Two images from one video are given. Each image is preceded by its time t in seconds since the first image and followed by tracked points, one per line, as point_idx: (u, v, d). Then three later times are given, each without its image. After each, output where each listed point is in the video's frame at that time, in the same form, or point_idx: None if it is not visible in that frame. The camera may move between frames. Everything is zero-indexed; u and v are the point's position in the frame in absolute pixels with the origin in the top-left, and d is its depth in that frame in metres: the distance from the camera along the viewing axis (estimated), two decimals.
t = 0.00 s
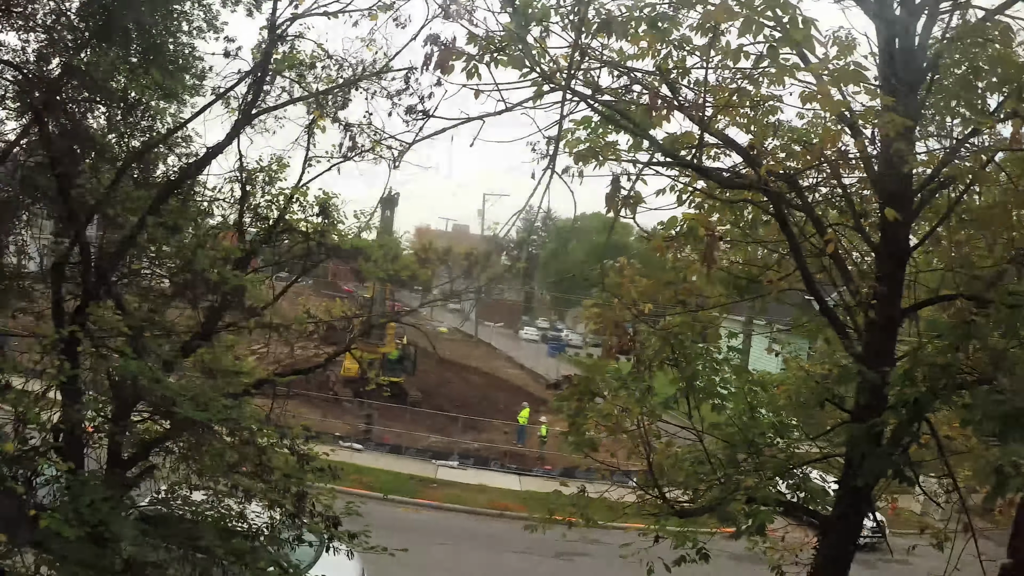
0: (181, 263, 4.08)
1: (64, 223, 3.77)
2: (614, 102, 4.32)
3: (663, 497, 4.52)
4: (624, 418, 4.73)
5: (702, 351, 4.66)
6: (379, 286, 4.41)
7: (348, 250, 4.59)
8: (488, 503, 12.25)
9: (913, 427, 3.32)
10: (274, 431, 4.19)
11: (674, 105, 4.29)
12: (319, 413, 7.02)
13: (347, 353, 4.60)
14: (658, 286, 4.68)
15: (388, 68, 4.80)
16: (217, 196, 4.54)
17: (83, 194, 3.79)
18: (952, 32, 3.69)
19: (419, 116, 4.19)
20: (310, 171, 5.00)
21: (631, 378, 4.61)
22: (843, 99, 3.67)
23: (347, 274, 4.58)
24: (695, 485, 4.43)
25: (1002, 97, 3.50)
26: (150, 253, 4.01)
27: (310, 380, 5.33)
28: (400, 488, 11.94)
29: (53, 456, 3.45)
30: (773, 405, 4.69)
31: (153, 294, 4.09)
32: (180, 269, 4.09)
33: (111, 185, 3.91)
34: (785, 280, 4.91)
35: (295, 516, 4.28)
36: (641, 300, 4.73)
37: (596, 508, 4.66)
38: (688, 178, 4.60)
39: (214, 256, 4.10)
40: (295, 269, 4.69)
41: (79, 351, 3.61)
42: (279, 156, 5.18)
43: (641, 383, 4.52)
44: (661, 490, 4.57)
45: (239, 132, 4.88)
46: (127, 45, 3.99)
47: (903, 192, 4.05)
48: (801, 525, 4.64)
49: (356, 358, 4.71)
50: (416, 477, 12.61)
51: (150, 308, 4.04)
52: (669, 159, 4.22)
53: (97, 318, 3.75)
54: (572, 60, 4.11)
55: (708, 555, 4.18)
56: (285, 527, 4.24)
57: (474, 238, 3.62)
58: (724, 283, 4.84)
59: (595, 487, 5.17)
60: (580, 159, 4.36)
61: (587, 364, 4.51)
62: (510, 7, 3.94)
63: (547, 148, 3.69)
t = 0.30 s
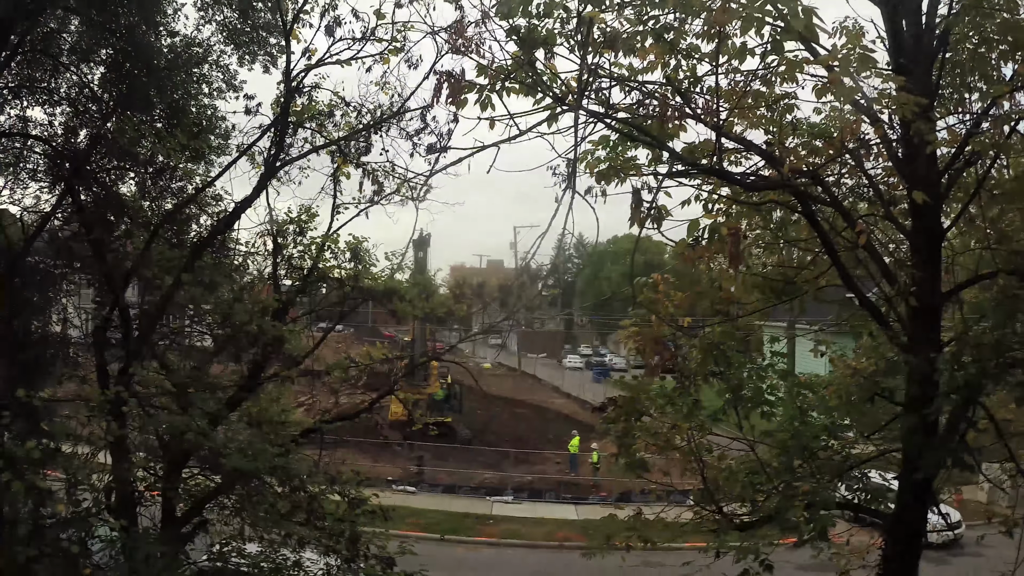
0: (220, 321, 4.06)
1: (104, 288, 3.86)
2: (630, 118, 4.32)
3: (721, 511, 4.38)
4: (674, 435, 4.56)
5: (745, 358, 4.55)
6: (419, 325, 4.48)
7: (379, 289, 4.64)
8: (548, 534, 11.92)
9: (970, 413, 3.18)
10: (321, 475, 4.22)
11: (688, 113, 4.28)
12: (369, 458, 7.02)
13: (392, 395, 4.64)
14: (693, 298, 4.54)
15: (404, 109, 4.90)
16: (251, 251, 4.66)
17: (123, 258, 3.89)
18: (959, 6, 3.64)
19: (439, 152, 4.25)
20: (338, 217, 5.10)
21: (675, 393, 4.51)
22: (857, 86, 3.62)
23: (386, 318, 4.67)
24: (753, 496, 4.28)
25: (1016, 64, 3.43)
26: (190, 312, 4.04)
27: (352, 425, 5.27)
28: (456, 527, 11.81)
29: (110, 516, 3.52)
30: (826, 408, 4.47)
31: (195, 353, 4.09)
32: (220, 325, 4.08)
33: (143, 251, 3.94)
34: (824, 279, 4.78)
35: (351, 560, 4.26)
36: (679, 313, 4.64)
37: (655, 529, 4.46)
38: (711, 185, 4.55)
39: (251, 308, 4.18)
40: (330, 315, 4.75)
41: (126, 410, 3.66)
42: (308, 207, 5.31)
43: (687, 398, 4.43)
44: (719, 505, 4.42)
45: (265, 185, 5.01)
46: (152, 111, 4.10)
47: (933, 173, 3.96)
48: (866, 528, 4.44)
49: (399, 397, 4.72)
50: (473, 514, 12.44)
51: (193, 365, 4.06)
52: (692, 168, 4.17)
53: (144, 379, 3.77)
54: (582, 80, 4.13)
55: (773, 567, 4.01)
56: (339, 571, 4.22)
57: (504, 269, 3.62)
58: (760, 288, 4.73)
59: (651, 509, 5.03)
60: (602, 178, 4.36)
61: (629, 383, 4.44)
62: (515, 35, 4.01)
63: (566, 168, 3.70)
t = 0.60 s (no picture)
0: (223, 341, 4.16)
1: (105, 312, 3.86)
2: (625, 124, 4.33)
3: (732, 514, 4.35)
4: (680, 438, 4.55)
5: (750, 359, 4.54)
6: (421, 340, 4.49)
7: (381, 304, 4.65)
8: (559, 545, 11.81)
9: (977, 405, 3.17)
10: (329, 492, 4.21)
11: (682, 117, 4.29)
12: (377, 474, 6.98)
13: (398, 409, 4.66)
14: (695, 302, 4.52)
15: (398, 123, 4.91)
16: (251, 270, 4.66)
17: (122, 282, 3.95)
18: None
19: (435, 164, 4.25)
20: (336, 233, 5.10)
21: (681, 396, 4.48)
22: (849, 82, 3.62)
23: (389, 333, 4.67)
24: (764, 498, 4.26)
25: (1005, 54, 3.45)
26: (192, 332, 4.07)
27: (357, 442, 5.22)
28: (468, 541, 11.76)
29: (118, 541, 3.50)
30: (832, 407, 4.47)
31: (198, 374, 4.17)
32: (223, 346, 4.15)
33: (144, 274, 4.02)
34: (825, 278, 4.77)
35: None
36: (682, 317, 4.62)
37: (668, 536, 4.43)
38: (708, 188, 4.56)
39: (253, 327, 4.18)
40: (332, 332, 4.74)
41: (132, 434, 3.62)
42: (306, 224, 5.31)
43: (694, 402, 4.41)
44: (729, 507, 4.40)
45: (263, 204, 5.02)
46: (148, 134, 4.07)
47: (928, 168, 3.96)
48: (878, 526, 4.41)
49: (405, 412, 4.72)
50: (484, 529, 12.38)
51: (197, 386, 4.14)
52: (688, 172, 4.17)
53: (146, 402, 3.80)
54: (575, 87, 4.15)
55: (786, 569, 3.98)
56: None
57: (505, 280, 3.62)
58: (762, 289, 4.72)
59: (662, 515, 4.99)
60: (599, 185, 4.36)
61: (634, 389, 4.42)
62: (507, 45, 4.02)
63: (562, 176, 3.71)
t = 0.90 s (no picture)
0: (228, 337, 4.17)
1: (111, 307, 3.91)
2: (631, 120, 4.32)
3: (737, 513, 4.34)
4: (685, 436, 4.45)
5: (756, 357, 4.53)
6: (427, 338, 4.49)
7: (387, 301, 4.66)
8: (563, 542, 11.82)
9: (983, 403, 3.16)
10: (333, 488, 4.23)
11: (688, 113, 4.28)
12: (381, 470, 7.00)
13: (402, 407, 4.49)
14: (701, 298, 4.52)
15: (404, 119, 4.91)
16: (256, 266, 4.67)
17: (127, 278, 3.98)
18: None
19: (441, 161, 4.25)
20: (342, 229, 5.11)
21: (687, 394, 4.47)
22: (856, 78, 3.60)
23: (395, 330, 4.68)
24: (769, 497, 4.25)
25: (1013, 51, 3.43)
26: (197, 328, 4.08)
27: (362, 438, 5.24)
28: (472, 538, 11.78)
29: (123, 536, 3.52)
30: (838, 406, 4.45)
31: (203, 370, 4.09)
32: (229, 342, 4.17)
33: (149, 269, 4.06)
34: (832, 276, 4.74)
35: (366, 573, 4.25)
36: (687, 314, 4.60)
37: (672, 534, 4.41)
38: (714, 185, 4.55)
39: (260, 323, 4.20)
40: (336, 328, 4.67)
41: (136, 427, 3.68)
42: (312, 220, 5.32)
43: (699, 400, 4.40)
44: (734, 506, 4.39)
45: (269, 200, 5.02)
46: (154, 129, 4.03)
47: (936, 165, 3.93)
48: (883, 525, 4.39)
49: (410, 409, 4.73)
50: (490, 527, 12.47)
51: (203, 382, 4.04)
52: (694, 168, 4.16)
53: (152, 397, 3.81)
54: (581, 83, 4.14)
55: (791, 568, 3.97)
56: None
57: (510, 276, 3.63)
58: (768, 286, 4.70)
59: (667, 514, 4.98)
60: (605, 181, 4.35)
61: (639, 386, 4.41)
62: (513, 41, 4.02)
63: (568, 172, 3.70)
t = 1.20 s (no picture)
0: (230, 337, 4.18)
1: (113, 309, 3.91)
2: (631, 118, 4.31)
3: (739, 511, 4.35)
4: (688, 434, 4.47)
5: (757, 354, 4.53)
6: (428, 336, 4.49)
7: (388, 300, 4.66)
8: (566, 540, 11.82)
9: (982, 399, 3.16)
10: (335, 488, 4.23)
11: (688, 110, 4.27)
12: (383, 469, 7.00)
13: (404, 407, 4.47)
14: (702, 296, 4.52)
15: (405, 118, 4.90)
16: (257, 265, 4.67)
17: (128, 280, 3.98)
18: None
19: (441, 159, 4.25)
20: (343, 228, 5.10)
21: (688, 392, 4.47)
22: (856, 75, 3.59)
23: (396, 329, 4.67)
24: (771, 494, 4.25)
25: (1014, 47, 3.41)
26: (198, 329, 4.08)
27: (365, 437, 5.24)
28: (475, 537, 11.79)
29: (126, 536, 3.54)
30: (840, 403, 4.45)
31: (205, 370, 4.12)
32: (230, 342, 4.17)
33: (150, 270, 4.05)
34: (834, 272, 4.74)
35: (369, 571, 4.26)
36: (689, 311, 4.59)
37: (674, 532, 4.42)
38: (715, 182, 4.54)
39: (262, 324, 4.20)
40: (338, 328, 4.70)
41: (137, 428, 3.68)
42: (313, 219, 5.32)
43: (701, 398, 4.40)
44: (736, 504, 4.39)
45: (270, 199, 5.02)
46: (154, 130, 4.03)
47: (936, 161, 3.92)
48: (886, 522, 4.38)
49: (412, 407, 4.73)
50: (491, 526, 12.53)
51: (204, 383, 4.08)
52: (694, 165, 4.15)
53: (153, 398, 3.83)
54: (581, 81, 4.13)
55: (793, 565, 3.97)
56: None
57: (511, 275, 3.64)
58: (770, 284, 4.70)
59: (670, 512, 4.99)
60: (605, 179, 4.35)
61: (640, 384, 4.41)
62: (512, 39, 4.01)
63: (568, 170, 3.70)
